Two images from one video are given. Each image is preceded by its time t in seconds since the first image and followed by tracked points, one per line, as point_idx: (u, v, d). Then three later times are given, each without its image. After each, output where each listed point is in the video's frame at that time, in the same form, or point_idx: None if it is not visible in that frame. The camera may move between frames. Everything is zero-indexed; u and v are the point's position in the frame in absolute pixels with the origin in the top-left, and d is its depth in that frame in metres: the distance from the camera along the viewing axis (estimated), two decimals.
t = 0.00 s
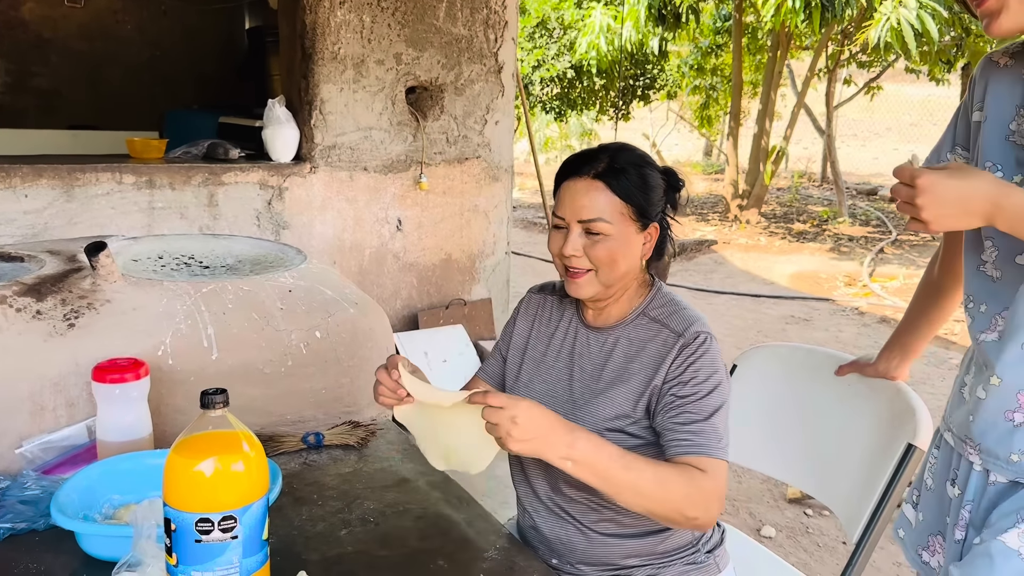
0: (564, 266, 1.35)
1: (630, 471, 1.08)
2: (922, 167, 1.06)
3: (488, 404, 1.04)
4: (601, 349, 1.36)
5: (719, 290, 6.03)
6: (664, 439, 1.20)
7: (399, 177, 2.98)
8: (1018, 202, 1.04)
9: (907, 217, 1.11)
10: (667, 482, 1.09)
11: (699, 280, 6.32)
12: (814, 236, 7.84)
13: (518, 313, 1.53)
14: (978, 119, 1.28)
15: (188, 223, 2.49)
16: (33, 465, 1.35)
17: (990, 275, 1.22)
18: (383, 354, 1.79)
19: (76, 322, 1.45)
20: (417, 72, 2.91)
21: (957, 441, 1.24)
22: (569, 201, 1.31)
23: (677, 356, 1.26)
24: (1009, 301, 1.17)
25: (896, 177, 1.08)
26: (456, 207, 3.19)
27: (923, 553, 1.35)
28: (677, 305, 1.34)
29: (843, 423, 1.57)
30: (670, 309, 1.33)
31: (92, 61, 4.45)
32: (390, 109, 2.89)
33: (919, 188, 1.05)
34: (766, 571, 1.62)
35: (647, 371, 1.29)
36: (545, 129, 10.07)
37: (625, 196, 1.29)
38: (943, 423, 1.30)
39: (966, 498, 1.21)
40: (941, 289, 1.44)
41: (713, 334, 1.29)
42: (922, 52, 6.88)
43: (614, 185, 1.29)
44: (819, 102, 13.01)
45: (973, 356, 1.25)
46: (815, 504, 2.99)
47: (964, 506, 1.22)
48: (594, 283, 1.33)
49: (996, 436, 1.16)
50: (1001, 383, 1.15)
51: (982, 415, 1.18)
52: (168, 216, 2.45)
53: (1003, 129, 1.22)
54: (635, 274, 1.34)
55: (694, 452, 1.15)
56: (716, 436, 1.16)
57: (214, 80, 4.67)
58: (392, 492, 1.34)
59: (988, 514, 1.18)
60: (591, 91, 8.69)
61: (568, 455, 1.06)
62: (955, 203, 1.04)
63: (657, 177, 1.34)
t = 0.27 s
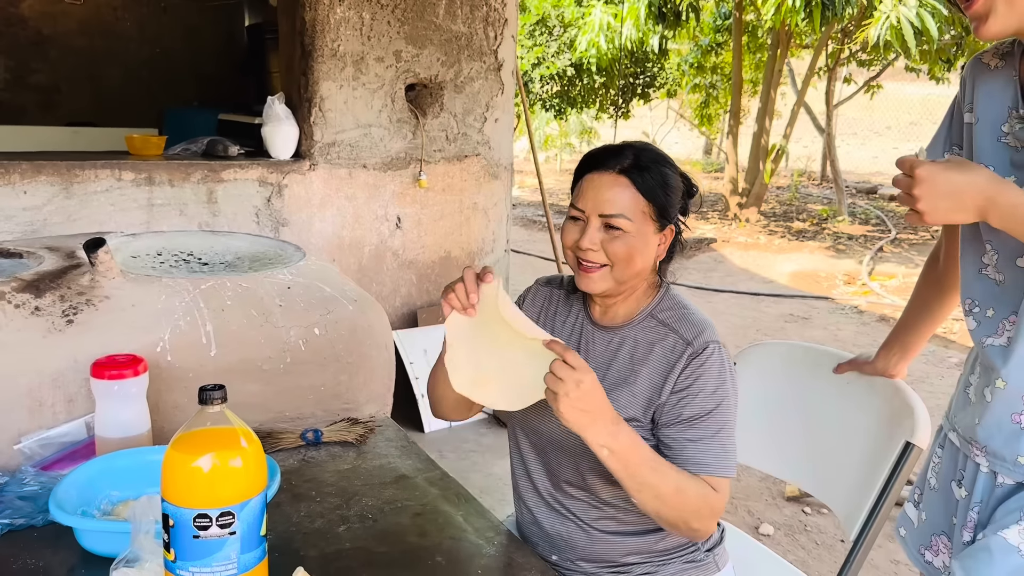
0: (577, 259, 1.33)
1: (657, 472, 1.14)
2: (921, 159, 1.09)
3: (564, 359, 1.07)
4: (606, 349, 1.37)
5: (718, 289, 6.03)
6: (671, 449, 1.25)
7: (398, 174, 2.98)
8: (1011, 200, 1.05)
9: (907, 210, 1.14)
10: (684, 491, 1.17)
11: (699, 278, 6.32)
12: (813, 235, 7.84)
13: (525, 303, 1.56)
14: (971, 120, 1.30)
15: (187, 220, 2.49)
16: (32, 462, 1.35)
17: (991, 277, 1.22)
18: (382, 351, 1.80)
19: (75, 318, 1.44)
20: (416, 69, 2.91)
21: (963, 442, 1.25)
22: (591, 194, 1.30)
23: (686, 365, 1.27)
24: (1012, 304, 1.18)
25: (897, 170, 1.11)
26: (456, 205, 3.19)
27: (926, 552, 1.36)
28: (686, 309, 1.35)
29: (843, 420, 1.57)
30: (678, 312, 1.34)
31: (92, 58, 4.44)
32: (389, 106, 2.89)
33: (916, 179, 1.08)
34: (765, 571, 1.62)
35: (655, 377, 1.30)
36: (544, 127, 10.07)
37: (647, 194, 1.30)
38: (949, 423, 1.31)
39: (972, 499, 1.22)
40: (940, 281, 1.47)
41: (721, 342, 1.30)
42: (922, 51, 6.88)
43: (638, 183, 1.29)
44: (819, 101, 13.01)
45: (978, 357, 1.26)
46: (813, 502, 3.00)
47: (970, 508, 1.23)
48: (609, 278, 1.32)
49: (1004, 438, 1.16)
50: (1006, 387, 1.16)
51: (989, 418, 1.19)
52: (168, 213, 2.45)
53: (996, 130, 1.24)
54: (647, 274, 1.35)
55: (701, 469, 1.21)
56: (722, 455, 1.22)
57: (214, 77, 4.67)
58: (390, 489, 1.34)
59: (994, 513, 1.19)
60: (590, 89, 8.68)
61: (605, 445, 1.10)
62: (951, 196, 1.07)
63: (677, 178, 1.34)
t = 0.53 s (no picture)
0: (594, 256, 1.33)
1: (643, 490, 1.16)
2: (912, 173, 1.08)
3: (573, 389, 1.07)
4: (612, 346, 1.37)
5: (718, 287, 6.03)
6: (663, 453, 1.27)
7: (399, 172, 2.98)
8: (1007, 208, 1.05)
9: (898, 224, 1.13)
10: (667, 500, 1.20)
11: (699, 277, 6.32)
12: (813, 234, 7.84)
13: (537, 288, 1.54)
14: (974, 123, 1.30)
15: (187, 218, 2.49)
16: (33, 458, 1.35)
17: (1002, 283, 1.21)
18: (382, 348, 1.80)
19: (76, 315, 1.44)
20: (417, 67, 2.91)
21: (972, 443, 1.26)
22: (615, 194, 1.30)
23: (690, 369, 1.27)
24: (1020, 310, 1.18)
25: (888, 185, 1.10)
26: (456, 203, 3.19)
27: (933, 551, 1.36)
28: (695, 311, 1.34)
29: (843, 419, 1.57)
30: (688, 314, 1.34)
31: (92, 55, 4.44)
32: (390, 104, 2.89)
33: (908, 194, 1.07)
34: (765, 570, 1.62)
35: (659, 378, 1.30)
36: (545, 125, 10.06)
37: (672, 198, 1.30)
38: (959, 422, 1.31)
39: (980, 500, 1.22)
40: (944, 280, 1.48)
41: (728, 348, 1.30)
42: (923, 51, 6.88)
43: (663, 186, 1.29)
44: (819, 99, 13.01)
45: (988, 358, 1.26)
46: (813, 501, 3.00)
47: (978, 509, 1.23)
48: (624, 279, 1.32)
49: (1013, 441, 1.17)
50: (1012, 392, 1.17)
51: (999, 420, 1.19)
52: (168, 210, 2.45)
53: (999, 133, 1.24)
54: (661, 277, 1.35)
55: (688, 476, 1.24)
56: (712, 464, 1.24)
57: (214, 74, 4.68)
58: (390, 486, 1.34)
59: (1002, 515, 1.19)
60: (591, 88, 8.68)
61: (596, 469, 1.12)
62: (943, 209, 1.06)
63: (699, 184, 1.34)
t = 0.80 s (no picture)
0: (608, 258, 1.34)
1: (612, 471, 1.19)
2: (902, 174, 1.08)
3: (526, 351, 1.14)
4: (618, 349, 1.38)
5: (718, 287, 6.03)
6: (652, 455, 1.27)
7: (399, 171, 2.98)
8: (996, 208, 1.05)
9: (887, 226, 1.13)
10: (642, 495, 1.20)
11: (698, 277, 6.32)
12: (813, 234, 7.84)
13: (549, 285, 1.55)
14: (966, 127, 1.31)
15: (187, 216, 2.49)
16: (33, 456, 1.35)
17: (997, 286, 1.24)
18: (382, 348, 1.80)
19: (76, 313, 1.44)
20: (418, 66, 2.91)
21: (978, 446, 1.26)
22: (633, 198, 1.30)
23: (692, 373, 1.28)
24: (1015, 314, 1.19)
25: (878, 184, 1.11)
26: (456, 202, 3.19)
27: (937, 553, 1.37)
28: (704, 317, 1.34)
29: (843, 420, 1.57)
30: (696, 320, 1.34)
31: (93, 53, 4.44)
32: (391, 103, 2.89)
33: (898, 195, 1.07)
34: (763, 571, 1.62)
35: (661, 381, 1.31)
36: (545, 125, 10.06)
37: (690, 206, 1.29)
38: (964, 425, 1.31)
39: (986, 503, 1.22)
40: (939, 281, 1.49)
41: (733, 356, 1.30)
42: (923, 51, 6.88)
43: (682, 193, 1.29)
44: (819, 99, 13.02)
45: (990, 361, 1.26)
46: (812, 501, 3.00)
47: (984, 512, 1.23)
48: (636, 282, 1.32)
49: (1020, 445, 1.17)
50: (1018, 396, 1.16)
51: (1005, 423, 1.19)
52: (169, 208, 2.45)
53: (993, 137, 1.25)
54: (673, 284, 1.35)
55: (674, 479, 1.23)
56: (700, 471, 1.24)
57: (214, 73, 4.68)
58: (390, 485, 1.34)
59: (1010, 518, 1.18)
60: (592, 87, 8.68)
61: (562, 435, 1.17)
62: (935, 208, 1.06)
63: (721, 194, 1.34)
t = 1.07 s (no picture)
0: (611, 259, 1.34)
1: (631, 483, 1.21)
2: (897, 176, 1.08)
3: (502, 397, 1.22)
4: (627, 350, 1.38)
5: (717, 288, 6.03)
6: (672, 456, 1.26)
7: (400, 171, 2.99)
8: (989, 212, 1.05)
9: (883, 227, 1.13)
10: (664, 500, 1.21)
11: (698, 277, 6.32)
12: (813, 235, 7.84)
13: (548, 293, 1.56)
14: (960, 131, 1.31)
15: (187, 215, 2.49)
16: (31, 455, 1.35)
17: (983, 289, 1.25)
18: (381, 347, 1.80)
19: (75, 312, 1.44)
20: (418, 66, 2.91)
21: (975, 448, 1.26)
22: (637, 199, 1.30)
23: (703, 372, 1.28)
24: (1001, 316, 1.20)
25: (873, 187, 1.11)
26: (456, 202, 3.19)
27: (934, 555, 1.36)
28: (711, 316, 1.35)
29: (841, 422, 1.57)
30: (703, 319, 1.34)
31: (93, 51, 4.44)
32: (391, 103, 2.89)
33: (893, 197, 1.07)
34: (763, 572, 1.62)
35: (672, 382, 1.31)
36: (546, 125, 10.06)
37: (695, 208, 1.29)
38: (960, 427, 1.31)
39: (985, 505, 1.22)
40: (933, 282, 1.50)
41: (742, 354, 1.30)
42: (923, 53, 6.89)
43: (686, 195, 1.29)
44: (820, 100, 13.02)
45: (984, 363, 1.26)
46: (811, 503, 3.00)
47: (983, 513, 1.23)
48: (640, 284, 1.32)
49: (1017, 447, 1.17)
50: (1017, 398, 1.16)
51: (1003, 425, 1.19)
52: (168, 207, 2.45)
53: (986, 140, 1.25)
54: (676, 286, 1.35)
55: (696, 480, 1.24)
56: (721, 470, 1.24)
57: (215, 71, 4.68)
58: (389, 485, 1.34)
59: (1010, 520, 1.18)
60: (592, 88, 8.68)
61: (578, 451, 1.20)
62: (929, 211, 1.06)
63: (725, 197, 1.34)
